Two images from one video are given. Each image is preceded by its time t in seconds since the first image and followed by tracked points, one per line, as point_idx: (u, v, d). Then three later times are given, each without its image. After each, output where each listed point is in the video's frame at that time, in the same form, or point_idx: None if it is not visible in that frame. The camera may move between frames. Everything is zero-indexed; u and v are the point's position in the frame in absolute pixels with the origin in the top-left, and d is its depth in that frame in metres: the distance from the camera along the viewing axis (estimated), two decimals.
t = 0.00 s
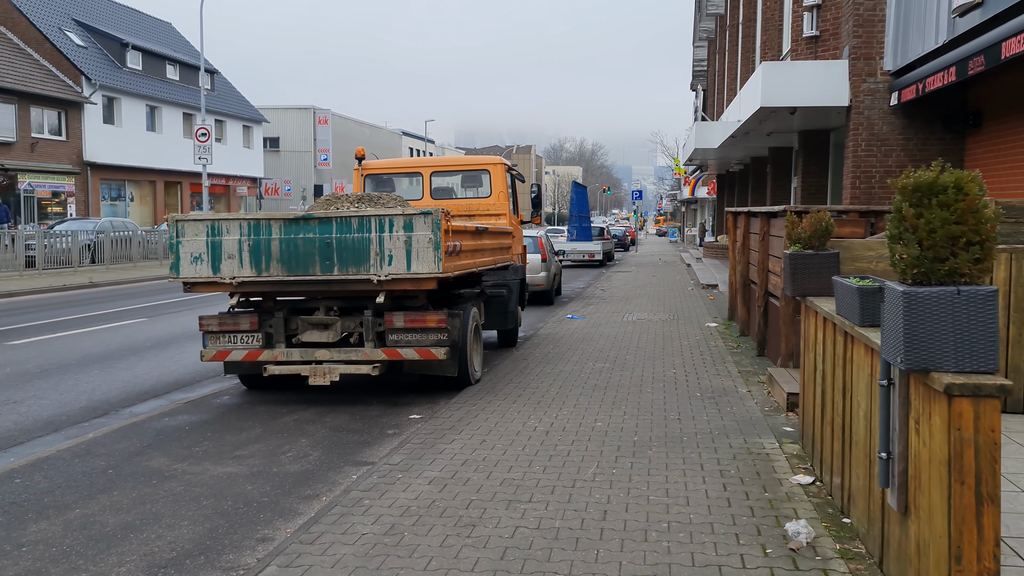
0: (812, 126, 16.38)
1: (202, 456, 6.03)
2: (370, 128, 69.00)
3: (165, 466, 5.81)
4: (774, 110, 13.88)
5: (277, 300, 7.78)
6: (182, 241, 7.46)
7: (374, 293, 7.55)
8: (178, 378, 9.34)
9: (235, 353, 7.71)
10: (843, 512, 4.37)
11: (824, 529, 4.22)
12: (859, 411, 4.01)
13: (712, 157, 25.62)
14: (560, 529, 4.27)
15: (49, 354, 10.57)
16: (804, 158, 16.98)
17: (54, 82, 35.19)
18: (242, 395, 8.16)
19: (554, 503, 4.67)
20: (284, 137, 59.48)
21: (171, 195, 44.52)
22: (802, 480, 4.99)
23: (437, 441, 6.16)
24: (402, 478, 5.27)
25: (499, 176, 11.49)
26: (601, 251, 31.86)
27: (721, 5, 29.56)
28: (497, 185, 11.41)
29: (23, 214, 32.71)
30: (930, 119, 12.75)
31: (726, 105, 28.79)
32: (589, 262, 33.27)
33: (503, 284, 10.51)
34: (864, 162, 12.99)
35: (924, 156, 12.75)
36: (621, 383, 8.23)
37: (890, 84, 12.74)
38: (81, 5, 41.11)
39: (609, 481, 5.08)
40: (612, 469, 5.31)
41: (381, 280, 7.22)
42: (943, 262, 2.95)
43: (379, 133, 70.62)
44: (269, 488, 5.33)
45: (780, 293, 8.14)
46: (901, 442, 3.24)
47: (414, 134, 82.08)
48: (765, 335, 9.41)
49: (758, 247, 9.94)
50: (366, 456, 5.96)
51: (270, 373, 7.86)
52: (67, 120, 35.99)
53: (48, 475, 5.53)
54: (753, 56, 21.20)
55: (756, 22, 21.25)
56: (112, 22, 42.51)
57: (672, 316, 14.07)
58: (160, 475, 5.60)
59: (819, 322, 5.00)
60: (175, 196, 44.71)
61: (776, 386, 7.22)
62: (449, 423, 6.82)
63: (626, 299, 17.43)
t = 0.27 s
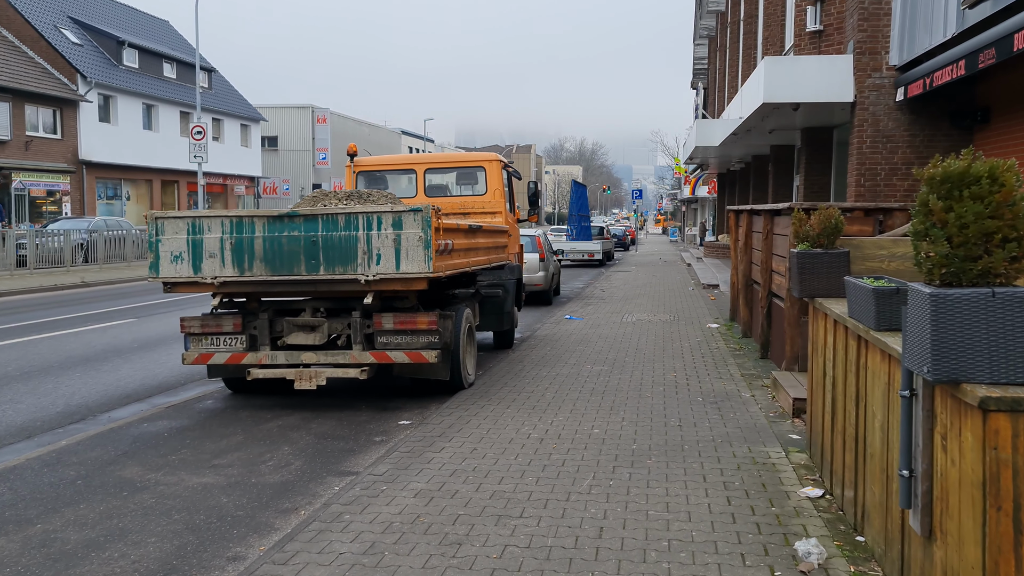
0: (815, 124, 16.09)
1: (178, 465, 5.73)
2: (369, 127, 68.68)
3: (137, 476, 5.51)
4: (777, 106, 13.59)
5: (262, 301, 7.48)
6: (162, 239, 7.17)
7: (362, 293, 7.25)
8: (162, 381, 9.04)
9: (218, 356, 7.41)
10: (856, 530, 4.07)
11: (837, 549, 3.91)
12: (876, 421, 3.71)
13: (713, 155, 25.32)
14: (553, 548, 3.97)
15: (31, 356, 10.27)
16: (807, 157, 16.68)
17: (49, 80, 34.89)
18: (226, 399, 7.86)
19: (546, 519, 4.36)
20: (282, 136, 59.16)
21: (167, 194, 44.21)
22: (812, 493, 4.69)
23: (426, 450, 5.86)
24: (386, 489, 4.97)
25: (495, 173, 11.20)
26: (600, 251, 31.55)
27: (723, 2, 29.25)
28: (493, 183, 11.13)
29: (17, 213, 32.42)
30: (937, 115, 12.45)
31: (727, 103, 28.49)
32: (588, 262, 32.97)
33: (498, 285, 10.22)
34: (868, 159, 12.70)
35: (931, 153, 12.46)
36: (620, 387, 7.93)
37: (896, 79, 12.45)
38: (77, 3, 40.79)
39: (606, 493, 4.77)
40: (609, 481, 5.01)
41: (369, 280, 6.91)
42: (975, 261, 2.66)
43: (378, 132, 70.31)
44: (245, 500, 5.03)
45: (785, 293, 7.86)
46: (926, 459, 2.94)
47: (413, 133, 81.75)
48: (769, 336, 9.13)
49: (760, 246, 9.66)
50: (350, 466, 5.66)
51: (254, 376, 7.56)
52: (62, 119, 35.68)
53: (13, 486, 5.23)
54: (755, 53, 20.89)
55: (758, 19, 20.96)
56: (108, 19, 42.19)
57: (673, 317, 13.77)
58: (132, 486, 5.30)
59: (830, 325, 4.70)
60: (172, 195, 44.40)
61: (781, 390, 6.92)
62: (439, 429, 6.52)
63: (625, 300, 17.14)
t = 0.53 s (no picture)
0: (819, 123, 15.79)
1: (153, 481, 5.43)
2: (369, 128, 68.39)
3: (108, 492, 5.20)
4: (780, 105, 13.28)
5: (246, 306, 7.18)
6: (142, 242, 6.88)
7: (350, 299, 6.95)
8: (146, 388, 8.73)
9: (200, 364, 7.11)
10: (873, 559, 3.76)
11: None
12: (897, 443, 3.41)
13: (714, 156, 25.02)
14: None
15: (13, 361, 9.96)
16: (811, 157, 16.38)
17: (45, 79, 34.62)
18: (210, 408, 7.56)
19: (539, 545, 4.06)
20: (281, 137, 58.87)
21: (165, 194, 43.93)
22: (823, 515, 4.38)
23: (415, 465, 5.56)
24: (370, 510, 4.67)
25: (491, 174, 10.90)
26: (601, 253, 31.23)
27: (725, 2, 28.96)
28: (489, 183, 10.83)
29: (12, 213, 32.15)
30: (945, 114, 12.16)
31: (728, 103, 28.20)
32: (589, 264, 32.67)
33: (494, 289, 9.92)
34: (875, 159, 12.37)
35: (939, 153, 12.17)
36: (619, 396, 7.63)
37: (903, 77, 12.14)
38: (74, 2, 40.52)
39: (603, 515, 4.46)
40: (607, 501, 4.70)
41: (356, 285, 6.61)
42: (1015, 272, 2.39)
43: (378, 132, 70.01)
44: (220, 520, 4.73)
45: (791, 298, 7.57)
46: (957, 492, 2.64)
47: (413, 134, 81.43)
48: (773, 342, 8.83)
49: (764, 248, 9.36)
50: (334, 482, 5.35)
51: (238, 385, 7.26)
52: (59, 118, 35.39)
53: None
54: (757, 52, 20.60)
55: (760, 17, 20.65)
56: (106, 19, 41.93)
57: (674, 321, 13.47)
58: (101, 504, 5.00)
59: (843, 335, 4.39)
60: (170, 195, 44.12)
61: (788, 401, 6.61)
62: (429, 442, 6.22)
63: (626, 303, 16.83)
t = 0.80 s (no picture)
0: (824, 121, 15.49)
1: (126, 494, 5.13)
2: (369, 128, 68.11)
3: (77, 506, 4.90)
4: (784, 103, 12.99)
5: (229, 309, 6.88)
6: (120, 241, 6.59)
7: (338, 301, 6.65)
8: (130, 393, 8.44)
9: (182, 369, 6.81)
10: None
11: None
12: (924, 461, 3.11)
13: (716, 155, 24.72)
14: None
15: None
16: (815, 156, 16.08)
17: (40, 79, 34.35)
18: (194, 415, 7.26)
19: (532, 567, 3.77)
20: (280, 137, 58.58)
21: (163, 194, 43.63)
22: (838, 533, 4.08)
23: (403, 476, 5.26)
24: (354, 527, 4.37)
25: (488, 172, 10.60)
26: (601, 253, 30.92)
27: None
28: (486, 181, 10.53)
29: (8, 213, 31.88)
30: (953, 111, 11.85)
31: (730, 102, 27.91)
32: (589, 264, 32.36)
33: (490, 290, 9.63)
34: (882, 158, 12.09)
35: (947, 151, 11.87)
36: (620, 402, 7.33)
37: (910, 73, 11.84)
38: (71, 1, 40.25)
39: (603, 534, 4.16)
40: (607, 517, 4.40)
41: (345, 287, 6.32)
42: None
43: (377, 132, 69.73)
44: (193, 538, 4.42)
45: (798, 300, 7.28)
46: (1000, 521, 2.35)
47: (413, 134, 81.13)
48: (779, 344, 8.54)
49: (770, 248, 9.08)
50: (317, 496, 5.06)
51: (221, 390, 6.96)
52: (55, 118, 35.10)
53: None
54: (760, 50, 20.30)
55: (762, 14, 20.35)
56: (103, 18, 41.66)
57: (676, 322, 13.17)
58: (68, 520, 4.70)
59: (859, 341, 4.09)
60: (167, 195, 43.83)
61: (796, 408, 6.32)
62: (420, 451, 5.92)
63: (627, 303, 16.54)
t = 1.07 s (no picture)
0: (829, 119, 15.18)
1: (96, 511, 4.83)
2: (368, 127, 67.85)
3: (42, 524, 4.59)
4: (789, 100, 12.69)
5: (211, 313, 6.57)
6: (97, 242, 6.29)
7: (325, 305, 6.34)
8: (113, 399, 8.13)
9: (161, 375, 6.50)
10: None
11: None
12: (959, 488, 2.80)
13: (718, 154, 24.39)
14: None
15: None
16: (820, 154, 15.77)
17: (36, 78, 34.05)
18: (177, 423, 6.96)
19: None
20: (279, 136, 58.29)
21: (161, 194, 43.33)
22: (856, 559, 3.78)
23: (390, 492, 4.95)
24: (335, 550, 4.06)
25: (485, 170, 10.29)
26: (602, 254, 30.61)
27: None
28: (483, 180, 10.22)
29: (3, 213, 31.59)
30: (963, 109, 11.55)
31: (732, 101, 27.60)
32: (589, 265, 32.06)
33: (487, 292, 9.31)
34: (890, 157, 11.77)
35: (957, 149, 11.56)
36: (621, 410, 7.03)
37: (918, 70, 11.53)
38: None
39: (602, 559, 3.86)
40: (607, 539, 4.09)
41: (331, 290, 6.01)
42: None
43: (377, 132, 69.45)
44: (163, 561, 4.12)
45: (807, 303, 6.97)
46: None
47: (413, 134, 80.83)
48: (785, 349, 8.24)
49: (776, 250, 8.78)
50: (299, 514, 4.75)
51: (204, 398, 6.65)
52: (51, 117, 34.81)
53: None
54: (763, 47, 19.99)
55: (765, 11, 20.04)
56: (100, 17, 41.36)
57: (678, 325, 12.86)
58: (31, 540, 4.40)
59: (879, 351, 3.79)
60: (165, 195, 43.53)
61: (806, 417, 6.00)
62: (410, 463, 5.61)
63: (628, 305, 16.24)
